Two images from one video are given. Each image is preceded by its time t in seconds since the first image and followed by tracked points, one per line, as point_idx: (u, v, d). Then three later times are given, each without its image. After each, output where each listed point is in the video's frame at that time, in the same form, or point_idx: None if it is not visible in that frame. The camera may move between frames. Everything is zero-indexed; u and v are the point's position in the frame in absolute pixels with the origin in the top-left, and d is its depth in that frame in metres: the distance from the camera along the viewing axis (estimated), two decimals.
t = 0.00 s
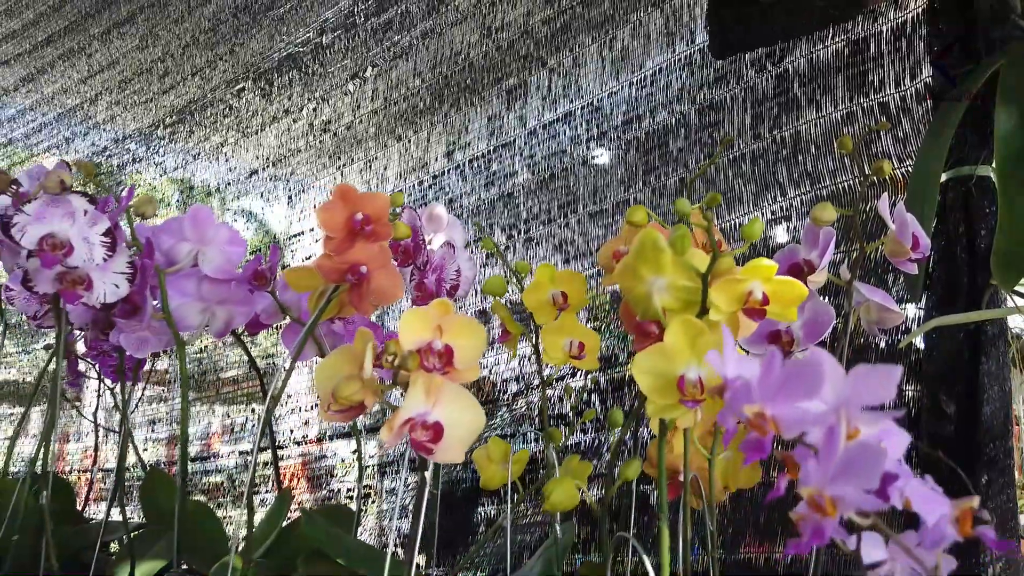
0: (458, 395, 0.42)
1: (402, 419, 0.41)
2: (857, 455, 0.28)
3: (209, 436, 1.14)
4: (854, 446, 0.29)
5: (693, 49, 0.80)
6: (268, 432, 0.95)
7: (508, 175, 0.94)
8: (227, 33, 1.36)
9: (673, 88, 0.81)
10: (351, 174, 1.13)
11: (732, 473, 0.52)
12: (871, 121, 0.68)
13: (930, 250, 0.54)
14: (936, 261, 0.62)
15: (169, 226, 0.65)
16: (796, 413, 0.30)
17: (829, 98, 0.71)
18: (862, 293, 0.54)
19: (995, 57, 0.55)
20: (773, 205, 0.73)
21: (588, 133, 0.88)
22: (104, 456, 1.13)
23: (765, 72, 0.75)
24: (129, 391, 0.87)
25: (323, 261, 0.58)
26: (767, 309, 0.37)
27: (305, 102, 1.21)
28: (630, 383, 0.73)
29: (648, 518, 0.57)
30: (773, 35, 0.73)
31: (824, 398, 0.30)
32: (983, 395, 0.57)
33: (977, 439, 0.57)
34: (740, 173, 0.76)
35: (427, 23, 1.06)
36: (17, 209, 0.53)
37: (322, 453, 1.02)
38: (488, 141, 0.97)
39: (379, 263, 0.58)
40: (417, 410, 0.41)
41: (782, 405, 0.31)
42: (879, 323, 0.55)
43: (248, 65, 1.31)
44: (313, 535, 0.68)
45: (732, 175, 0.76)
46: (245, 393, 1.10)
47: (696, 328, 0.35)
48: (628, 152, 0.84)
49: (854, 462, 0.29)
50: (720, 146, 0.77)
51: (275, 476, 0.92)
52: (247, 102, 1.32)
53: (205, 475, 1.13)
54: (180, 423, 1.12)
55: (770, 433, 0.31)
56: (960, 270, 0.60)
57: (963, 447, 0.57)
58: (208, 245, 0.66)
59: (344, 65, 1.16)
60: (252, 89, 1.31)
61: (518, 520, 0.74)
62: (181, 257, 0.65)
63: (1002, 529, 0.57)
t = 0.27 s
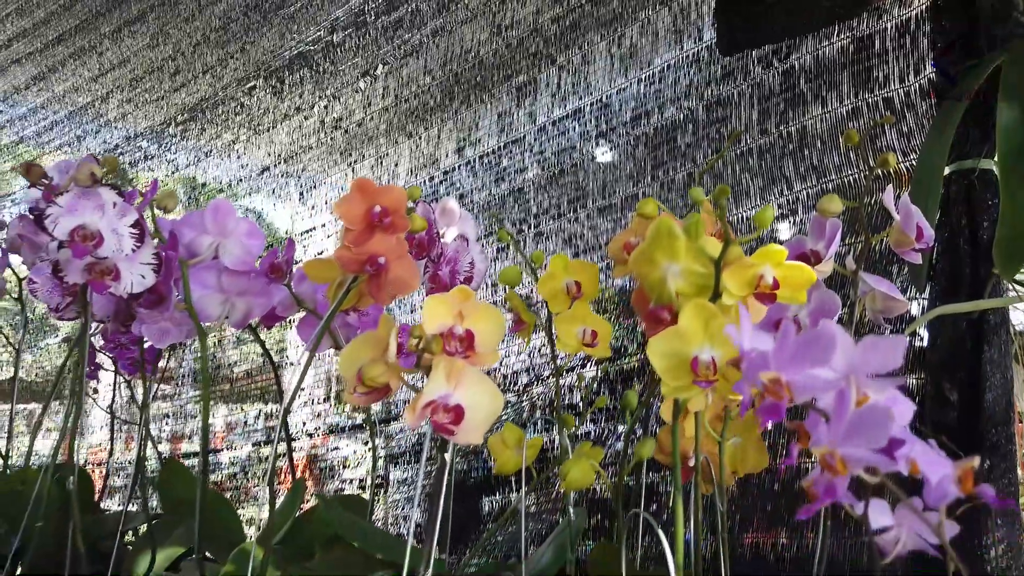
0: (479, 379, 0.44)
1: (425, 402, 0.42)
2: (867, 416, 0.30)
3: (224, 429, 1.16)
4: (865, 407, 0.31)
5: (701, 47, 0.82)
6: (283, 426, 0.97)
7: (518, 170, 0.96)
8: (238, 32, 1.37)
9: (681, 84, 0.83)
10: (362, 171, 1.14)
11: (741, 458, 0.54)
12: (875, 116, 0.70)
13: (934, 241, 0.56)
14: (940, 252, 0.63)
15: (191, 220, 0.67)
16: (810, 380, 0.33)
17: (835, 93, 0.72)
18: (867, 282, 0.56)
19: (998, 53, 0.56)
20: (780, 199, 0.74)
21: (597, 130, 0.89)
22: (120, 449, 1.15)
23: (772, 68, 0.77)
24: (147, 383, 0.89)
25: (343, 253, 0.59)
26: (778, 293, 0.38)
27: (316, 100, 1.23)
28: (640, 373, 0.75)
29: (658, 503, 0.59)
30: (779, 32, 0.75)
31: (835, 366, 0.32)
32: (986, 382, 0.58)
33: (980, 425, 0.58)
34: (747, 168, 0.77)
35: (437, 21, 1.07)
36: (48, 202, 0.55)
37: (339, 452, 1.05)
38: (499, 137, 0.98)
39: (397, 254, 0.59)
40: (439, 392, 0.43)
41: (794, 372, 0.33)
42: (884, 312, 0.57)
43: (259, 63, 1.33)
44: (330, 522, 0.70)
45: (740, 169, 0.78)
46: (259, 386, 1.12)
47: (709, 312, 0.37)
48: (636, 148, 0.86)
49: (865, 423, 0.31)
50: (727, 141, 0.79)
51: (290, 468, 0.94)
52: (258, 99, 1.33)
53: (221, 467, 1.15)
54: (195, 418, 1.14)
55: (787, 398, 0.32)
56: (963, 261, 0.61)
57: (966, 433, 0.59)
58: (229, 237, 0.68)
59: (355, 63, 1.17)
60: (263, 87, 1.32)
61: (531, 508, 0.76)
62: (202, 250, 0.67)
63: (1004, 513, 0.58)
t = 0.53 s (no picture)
0: (494, 360, 0.45)
1: (443, 382, 0.44)
2: (876, 376, 0.33)
3: (239, 418, 1.17)
4: (873, 367, 0.33)
5: (710, 38, 0.83)
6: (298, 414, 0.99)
7: (529, 162, 0.97)
8: (250, 27, 1.39)
9: (690, 76, 0.84)
10: (374, 163, 1.16)
11: (750, 442, 0.55)
12: (883, 105, 0.70)
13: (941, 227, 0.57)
14: (947, 239, 0.64)
15: (212, 209, 0.68)
16: (821, 343, 0.34)
17: (843, 83, 0.73)
18: (874, 267, 0.57)
19: (1004, 41, 0.57)
20: (788, 188, 0.75)
21: (607, 122, 0.90)
22: (138, 438, 1.17)
23: (780, 59, 0.78)
24: (167, 372, 0.91)
25: (360, 240, 0.60)
26: (788, 273, 0.39)
27: (328, 94, 1.24)
28: (650, 360, 0.76)
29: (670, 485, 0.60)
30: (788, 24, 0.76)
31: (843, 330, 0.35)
32: (992, 366, 0.59)
33: (986, 408, 0.59)
34: (756, 157, 0.78)
35: (448, 15, 1.09)
36: (75, 189, 0.56)
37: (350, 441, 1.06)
38: (509, 130, 0.99)
39: (413, 241, 0.60)
40: (455, 372, 0.44)
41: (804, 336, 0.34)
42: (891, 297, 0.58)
43: (272, 58, 1.34)
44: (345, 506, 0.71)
45: (748, 158, 0.79)
46: (274, 376, 1.14)
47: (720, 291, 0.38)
48: (646, 139, 0.87)
49: (874, 382, 0.33)
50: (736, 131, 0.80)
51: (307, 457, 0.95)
52: (270, 94, 1.35)
53: (236, 455, 1.17)
54: (211, 408, 1.16)
55: (797, 359, 0.34)
56: (969, 248, 0.62)
57: (972, 416, 0.60)
58: (248, 225, 0.69)
59: (366, 57, 1.19)
60: (276, 82, 1.34)
61: (544, 492, 0.78)
62: (222, 239, 0.68)
63: (1010, 493, 0.59)
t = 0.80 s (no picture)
0: (516, 346, 0.46)
1: (467, 367, 0.45)
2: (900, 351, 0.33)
3: (259, 410, 1.19)
4: (895, 343, 0.33)
5: (725, 31, 0.83)
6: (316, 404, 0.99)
7: (544, 155, 0.98)
8: (266, 23, 1.40)
9: (705, 68, 0.84)
10: (390, 158, 1.17)
11: (766, 430, 0.55)
12: (898, 96, 0.71)
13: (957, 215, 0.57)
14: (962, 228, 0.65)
15: (235, 202, 0.69)
16: (841, 319, 0.35)
17: (858, 74, 0.73)
18: (890, 256, 0.57)
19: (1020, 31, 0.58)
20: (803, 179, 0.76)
21: (622, 114, 0.91)
22: (160, 430, 1.19)
23: (795, 51, 0.78)
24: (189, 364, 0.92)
25: (382, 232, 0.62)
26: (806, 259, 0.41)
27: (345, 89, 1.25)
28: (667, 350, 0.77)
29: (689, 472, 0.61)
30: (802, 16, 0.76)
31: (863, 307, 0.35)
32: (1007, 354, 0.60)
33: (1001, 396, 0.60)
34: (771, 149, 0.79)
35: (463, 10, 1.10)
36: (106, 181, 0.58)
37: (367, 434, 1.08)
38: (525, 123, 1.00)
39: (434, 232, 0.62)
40: (479, 358, 0.46)
41: (824, 314, 0.35)
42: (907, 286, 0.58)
43: (287, 54, 1.35)
44: (367, 493, 0.72)
45: (764, 150, 0.79)
46: (293, 369, 1.16)
47: (741, 276, 0.39)
48: (661, 131, 0.88)
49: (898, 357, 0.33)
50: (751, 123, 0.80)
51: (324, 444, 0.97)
52: (286, 89, 1.36)
53: (257, 446, 1.18)
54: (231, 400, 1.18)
55: (821, 336, 0.34)
56: (984, 237, 0.63)
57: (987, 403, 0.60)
58: (270, 218, 0.70)
59: (382, 52, 1.20)
60: (292, 77, 1.35)
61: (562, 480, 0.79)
62: (245, 231, 0.69)
63: None
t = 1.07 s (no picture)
0: (564, 352, 0.48)
1: (518, 372, 0.47)
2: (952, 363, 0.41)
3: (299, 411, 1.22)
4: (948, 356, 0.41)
5: (759, 36, 0.84)
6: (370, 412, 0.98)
7: (579, 159, 0.99)
8: (302, 30, 1.42)
9: (739, 73, 0.85)
10: (426, 163, 1.19)
11: (806, 432, 0.56)
12: (934, 100, 0.71)
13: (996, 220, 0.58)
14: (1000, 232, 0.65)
15: (283, 211, 0.72)
16: (898, 334, 0.42)
17: (894, 78, 0.74)
18: (929, 261, 0.58)
19: None
20: (839, 183, 0.76)
21: (656, 119, 0.92)
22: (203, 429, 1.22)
23: (830, 55, 0.79)
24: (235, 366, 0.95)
25: (425, 239, 0.64)
26: (850, 268, 0.41)
27: (380, 95, 1.28)
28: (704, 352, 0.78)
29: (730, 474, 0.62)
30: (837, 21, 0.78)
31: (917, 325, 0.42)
32: None
33: None
34: (806, 153, 0.79)
35: (496, 16, 1.11)
36: (168, 195, 0.61)
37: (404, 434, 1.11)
38: (559, 128, 1.02)
39: (476, 239, 0.64)
40: (529, 363, 0.47)
41: (884, 329, 0.42)
42: (946, 290, 0.59)
43: (322, 60, 1.38)
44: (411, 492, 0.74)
45: (799, 154, 0.80)
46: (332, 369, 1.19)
47: (784, 285, 0.40)
48: (695, 136, 0.89)
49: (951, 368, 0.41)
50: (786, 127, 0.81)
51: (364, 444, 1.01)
52: (322, 95, 1.39)
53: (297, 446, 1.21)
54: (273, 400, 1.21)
55: (876, 348, 0.41)
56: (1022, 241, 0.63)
57: None
58: (317, 225, 0.72)
59: (416, 58, 1.22)
60: (327, 83, 1.38)
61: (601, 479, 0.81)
62: (293, 239, 0.72)
63: None
